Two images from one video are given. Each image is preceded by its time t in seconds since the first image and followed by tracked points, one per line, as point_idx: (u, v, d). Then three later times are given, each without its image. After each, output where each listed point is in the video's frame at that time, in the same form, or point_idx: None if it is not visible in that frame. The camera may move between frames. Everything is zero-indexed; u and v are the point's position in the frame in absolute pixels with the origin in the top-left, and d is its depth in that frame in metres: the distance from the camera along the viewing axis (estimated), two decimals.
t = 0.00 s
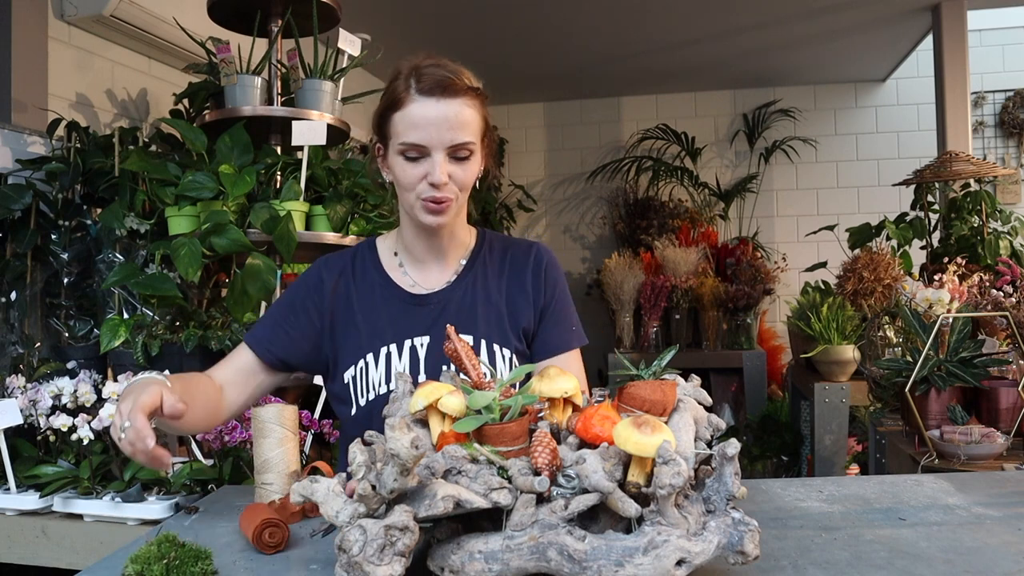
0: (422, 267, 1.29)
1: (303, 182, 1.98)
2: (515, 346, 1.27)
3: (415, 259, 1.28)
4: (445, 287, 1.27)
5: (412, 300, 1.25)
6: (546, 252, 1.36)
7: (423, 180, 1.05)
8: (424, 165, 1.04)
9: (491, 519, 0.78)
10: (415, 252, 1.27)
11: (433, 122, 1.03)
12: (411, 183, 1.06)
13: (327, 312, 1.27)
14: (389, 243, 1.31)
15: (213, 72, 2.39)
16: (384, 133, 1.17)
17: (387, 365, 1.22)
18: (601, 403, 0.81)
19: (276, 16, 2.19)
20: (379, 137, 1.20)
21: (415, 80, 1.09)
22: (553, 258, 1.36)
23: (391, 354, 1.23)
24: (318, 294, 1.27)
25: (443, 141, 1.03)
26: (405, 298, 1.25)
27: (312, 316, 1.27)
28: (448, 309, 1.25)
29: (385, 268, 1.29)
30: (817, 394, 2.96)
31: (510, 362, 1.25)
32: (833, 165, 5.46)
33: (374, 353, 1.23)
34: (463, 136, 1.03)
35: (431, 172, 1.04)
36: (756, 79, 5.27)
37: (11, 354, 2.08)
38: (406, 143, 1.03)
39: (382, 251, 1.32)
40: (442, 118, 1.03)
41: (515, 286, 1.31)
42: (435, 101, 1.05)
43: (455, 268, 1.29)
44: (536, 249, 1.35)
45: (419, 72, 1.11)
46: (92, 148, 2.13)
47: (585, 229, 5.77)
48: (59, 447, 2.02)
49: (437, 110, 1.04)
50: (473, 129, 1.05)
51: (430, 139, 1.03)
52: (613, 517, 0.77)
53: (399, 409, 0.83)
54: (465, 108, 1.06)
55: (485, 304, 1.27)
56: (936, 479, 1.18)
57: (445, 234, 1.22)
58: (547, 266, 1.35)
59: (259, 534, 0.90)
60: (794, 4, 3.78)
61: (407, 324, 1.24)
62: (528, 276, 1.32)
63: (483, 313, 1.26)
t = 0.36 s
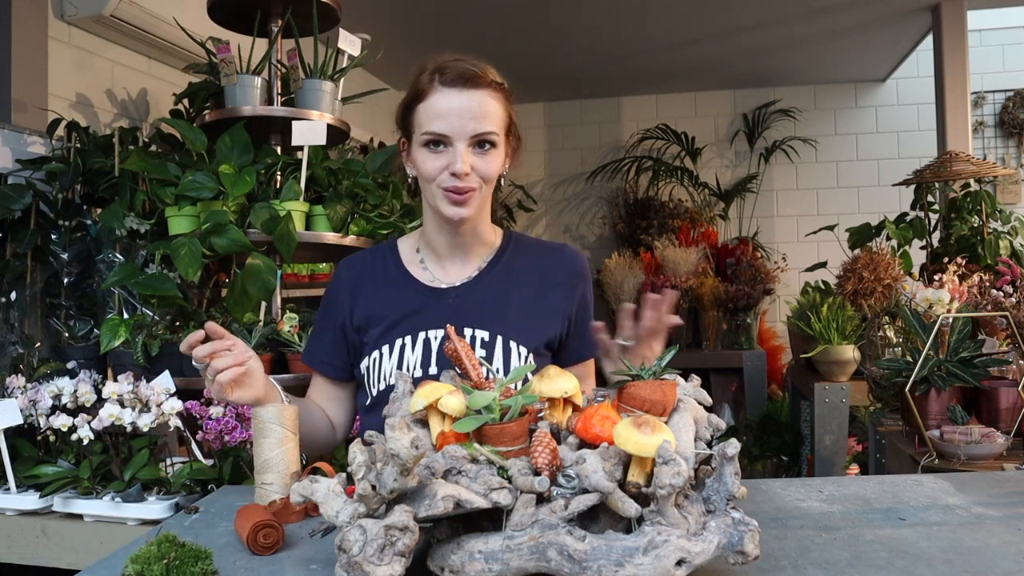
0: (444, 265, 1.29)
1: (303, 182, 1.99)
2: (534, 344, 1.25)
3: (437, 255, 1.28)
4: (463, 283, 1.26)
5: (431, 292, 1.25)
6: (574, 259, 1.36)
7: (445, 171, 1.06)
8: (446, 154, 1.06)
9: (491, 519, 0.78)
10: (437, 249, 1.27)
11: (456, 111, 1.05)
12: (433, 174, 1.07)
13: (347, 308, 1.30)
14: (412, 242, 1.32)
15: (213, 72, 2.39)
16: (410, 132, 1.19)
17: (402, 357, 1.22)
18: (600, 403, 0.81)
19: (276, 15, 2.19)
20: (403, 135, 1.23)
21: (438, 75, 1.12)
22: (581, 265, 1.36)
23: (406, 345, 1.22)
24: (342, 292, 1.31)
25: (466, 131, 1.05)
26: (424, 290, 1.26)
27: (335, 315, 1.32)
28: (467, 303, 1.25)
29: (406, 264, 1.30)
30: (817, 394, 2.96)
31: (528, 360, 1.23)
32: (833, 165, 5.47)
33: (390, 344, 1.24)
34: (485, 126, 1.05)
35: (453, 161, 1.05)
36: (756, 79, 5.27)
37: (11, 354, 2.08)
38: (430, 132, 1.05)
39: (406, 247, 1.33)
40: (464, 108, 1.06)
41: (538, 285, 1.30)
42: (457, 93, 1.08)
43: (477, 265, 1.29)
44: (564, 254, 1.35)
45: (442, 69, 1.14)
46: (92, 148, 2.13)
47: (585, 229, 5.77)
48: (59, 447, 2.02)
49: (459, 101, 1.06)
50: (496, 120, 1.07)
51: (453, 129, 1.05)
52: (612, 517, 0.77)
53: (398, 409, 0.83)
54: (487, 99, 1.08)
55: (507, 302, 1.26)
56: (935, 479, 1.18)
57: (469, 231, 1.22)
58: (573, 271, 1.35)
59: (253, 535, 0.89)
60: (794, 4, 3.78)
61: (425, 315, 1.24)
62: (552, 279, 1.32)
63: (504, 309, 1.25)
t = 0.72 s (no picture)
0: (475, 260, 1.27)
1: (303, 181, 1.99)
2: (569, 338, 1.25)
3: (466, 251, 1.27)
4: (496, 279, 1.25)
5: (463, 290, 1.24)
6: (604, 249, 1.34)
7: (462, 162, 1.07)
8: (461, 145, 1.06)
9: (491, 519, 0.78)
10: (465, 244, 1.26)
11: (471, 103, 1.06)
12: (450, 166, 1.07)
13: (380, 307, 1.29)
14: (442, 238, 1.31)
15: (213, 72, 2.39)
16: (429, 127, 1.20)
17: (434, 354, 1.21)
18: (600, 403, 0.81)
19: (276, 16, 2.19)
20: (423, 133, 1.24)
21: (453, 69, 1.12)
22: (611, 254, 1.35)
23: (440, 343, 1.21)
24: (375, 290, 1.30)
25: (480, 122, 1.05)
26: (456, 288, 1.24)
27: (368, 314, 1.32)
28: (501, 300, 1.23)
29: (437, 260, 1.28)
30: (817, 394, 2.96)
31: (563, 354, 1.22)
32: (833, 165, 5.46)
33: (424, 342, 1.23)
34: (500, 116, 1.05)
35: (469, 152, 1.05)
36: (756, 79, 5.27)
37: (11, 354, 2.08)
38: (445, 125, 1.06)
39: (436, 244, 1.31)
40: (479, 100, 1.06)
41: (570, 278, 1.29)
42: (471, 85, 1.08)
43: (508, 260, 1.27)
44: (594, 246, 1.33)
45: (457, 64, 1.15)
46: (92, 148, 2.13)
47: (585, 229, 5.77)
48: (59, 447, 2.02)
49: (473, 92, 1.07)
50: (511, 110, 1.07)
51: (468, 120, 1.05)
52: (612, 517, 0.77)
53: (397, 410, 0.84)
54: (501, 90, 1.08)
55: (539, 296, 1.25)
56: (936, 479, 1.18)
57: (494, 223, 1.21)
58: (604, 261, 1.33)
59: (244, 536, 0.89)
60: (794, 4, 3.78)
61: (459, 312, 1.23)
62: (585, 271, 1.30)
63: (538, 304, 1.24)
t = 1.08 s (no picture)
0: (488, 264, 1.30)
1: (303, 182, 1.99)
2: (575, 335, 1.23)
3: (478, 254, 1.31)
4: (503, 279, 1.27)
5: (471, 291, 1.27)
6: (618, 241, 1.28)
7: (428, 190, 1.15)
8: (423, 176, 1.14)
9: (491, 519, 0.78)
10: (474, 248, 1.31)
11: (419, 137, 1.11)
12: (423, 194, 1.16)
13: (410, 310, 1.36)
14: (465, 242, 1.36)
15: (213, 72, 2.39)
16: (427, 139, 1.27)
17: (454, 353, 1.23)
18: (600, 403, 0.81)
19: (276, 16, 2.19)
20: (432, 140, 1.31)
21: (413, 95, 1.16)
22: (626, 245, 1.28)
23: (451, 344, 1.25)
24: (405, 296, 1.36)
25: (427, 154, 1.11)
26: (465, 289, 1.28)
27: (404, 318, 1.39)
28: (505, 300, 1.24)
29: (457, 264, 1.33)
30: (817, 394, 2.96)
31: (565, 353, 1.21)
32: (833, 165, 5.46)
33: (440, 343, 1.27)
34: (442, 144, 1.09)
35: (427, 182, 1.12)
36: (756, 79, 5.27)
37: (11, 354, 2.08)
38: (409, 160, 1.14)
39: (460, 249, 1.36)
40: (424, 131, 1.10)
41: (572, 275, 1.25)
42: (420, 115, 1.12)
43: (516, 261, 1.28)
44: (607, 240, 1.28)
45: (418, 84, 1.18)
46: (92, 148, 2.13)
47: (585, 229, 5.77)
48: (59, 447, 2.02)
49: (419, 124, 1.11)
50: (456, 132, 1.10)
51: (419, 154, 1.11)
52: (612, 517, 0.77)
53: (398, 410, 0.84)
54: (444, 115, 1.10)
55: (544, 297, 1.24)
56: (936, 479, 1.18)
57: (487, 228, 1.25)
58: (617, 254, 1.27)
59: (243, 536, 0.89)
60: (794, 4, 3.78)
61: (468, 314, 1.26)
62: (593, 266, 1.26)
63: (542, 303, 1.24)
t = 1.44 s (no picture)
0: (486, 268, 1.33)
1: (303, 182, 1.99)
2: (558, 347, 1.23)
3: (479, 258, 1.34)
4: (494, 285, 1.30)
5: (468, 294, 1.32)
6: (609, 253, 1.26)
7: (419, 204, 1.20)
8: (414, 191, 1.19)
9: (491, 519, 0.78)
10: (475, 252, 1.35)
11: (405, 155, 1.16)
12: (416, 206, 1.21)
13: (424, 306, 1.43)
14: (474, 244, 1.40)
15: (213, 72, 2.39)
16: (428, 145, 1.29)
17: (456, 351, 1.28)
18: (600, 403, 0.81)
19: (276, 15, 2.19)
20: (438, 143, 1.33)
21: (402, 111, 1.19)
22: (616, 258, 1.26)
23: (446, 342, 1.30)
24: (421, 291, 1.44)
25: (413, 172, 1.15)
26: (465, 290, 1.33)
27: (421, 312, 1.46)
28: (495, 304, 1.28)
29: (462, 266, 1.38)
30: (817, 394, 2.96)
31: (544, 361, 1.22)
32: (833, 165, 5.46)
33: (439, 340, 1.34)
34: (422, 164, 1.14)
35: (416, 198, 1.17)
36: (756, 79, 5.27)
37: (11, 354, 2.09)
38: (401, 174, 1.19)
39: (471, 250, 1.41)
40: (408, 150, 1.15)
41: (557, 284, 1.25)
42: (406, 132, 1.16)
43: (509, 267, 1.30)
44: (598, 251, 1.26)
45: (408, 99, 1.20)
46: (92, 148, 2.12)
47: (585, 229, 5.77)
48: (59, 447, 2.02)
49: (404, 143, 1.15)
50: (437, 152, 1.13)
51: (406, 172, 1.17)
52: (613, 518, 0.77)
53: (398, 410, 0.84)
54: (424, 135, 1.14)
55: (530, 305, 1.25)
56: (936, 479, 1.18)
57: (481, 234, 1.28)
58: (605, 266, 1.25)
59: (243, 536, 0.89)
60: (794, 4, 3.78)
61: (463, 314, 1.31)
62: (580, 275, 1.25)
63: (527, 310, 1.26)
